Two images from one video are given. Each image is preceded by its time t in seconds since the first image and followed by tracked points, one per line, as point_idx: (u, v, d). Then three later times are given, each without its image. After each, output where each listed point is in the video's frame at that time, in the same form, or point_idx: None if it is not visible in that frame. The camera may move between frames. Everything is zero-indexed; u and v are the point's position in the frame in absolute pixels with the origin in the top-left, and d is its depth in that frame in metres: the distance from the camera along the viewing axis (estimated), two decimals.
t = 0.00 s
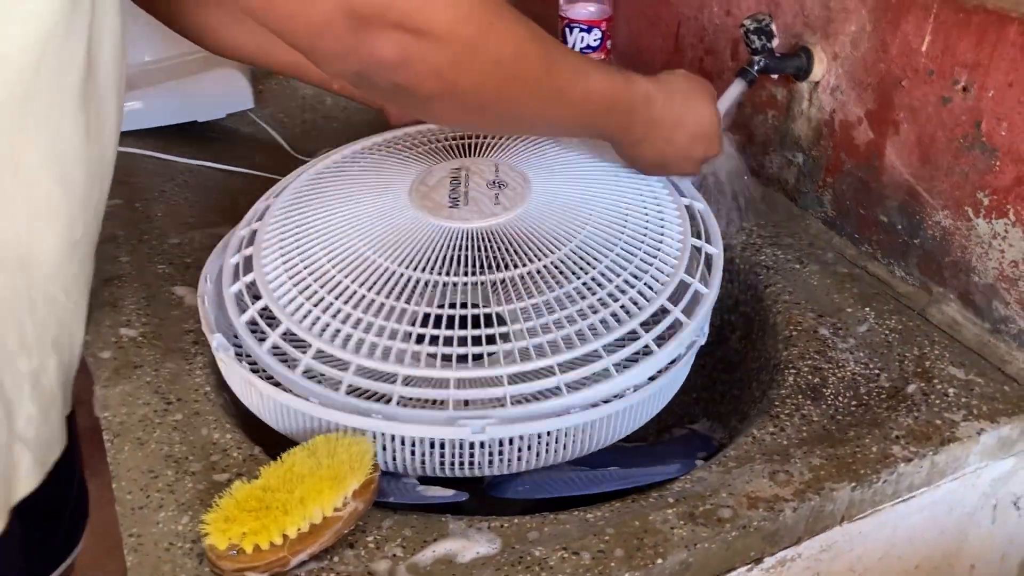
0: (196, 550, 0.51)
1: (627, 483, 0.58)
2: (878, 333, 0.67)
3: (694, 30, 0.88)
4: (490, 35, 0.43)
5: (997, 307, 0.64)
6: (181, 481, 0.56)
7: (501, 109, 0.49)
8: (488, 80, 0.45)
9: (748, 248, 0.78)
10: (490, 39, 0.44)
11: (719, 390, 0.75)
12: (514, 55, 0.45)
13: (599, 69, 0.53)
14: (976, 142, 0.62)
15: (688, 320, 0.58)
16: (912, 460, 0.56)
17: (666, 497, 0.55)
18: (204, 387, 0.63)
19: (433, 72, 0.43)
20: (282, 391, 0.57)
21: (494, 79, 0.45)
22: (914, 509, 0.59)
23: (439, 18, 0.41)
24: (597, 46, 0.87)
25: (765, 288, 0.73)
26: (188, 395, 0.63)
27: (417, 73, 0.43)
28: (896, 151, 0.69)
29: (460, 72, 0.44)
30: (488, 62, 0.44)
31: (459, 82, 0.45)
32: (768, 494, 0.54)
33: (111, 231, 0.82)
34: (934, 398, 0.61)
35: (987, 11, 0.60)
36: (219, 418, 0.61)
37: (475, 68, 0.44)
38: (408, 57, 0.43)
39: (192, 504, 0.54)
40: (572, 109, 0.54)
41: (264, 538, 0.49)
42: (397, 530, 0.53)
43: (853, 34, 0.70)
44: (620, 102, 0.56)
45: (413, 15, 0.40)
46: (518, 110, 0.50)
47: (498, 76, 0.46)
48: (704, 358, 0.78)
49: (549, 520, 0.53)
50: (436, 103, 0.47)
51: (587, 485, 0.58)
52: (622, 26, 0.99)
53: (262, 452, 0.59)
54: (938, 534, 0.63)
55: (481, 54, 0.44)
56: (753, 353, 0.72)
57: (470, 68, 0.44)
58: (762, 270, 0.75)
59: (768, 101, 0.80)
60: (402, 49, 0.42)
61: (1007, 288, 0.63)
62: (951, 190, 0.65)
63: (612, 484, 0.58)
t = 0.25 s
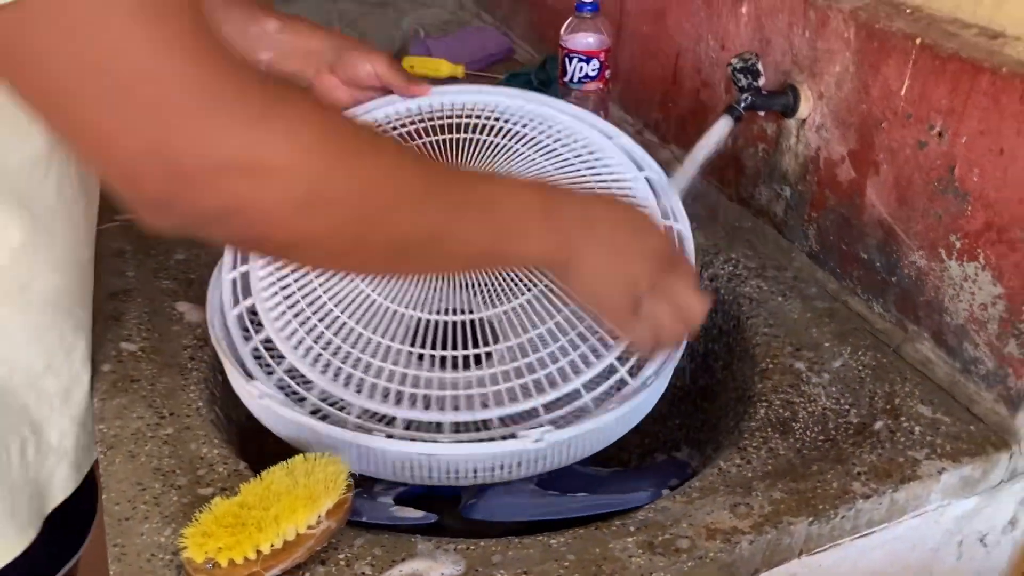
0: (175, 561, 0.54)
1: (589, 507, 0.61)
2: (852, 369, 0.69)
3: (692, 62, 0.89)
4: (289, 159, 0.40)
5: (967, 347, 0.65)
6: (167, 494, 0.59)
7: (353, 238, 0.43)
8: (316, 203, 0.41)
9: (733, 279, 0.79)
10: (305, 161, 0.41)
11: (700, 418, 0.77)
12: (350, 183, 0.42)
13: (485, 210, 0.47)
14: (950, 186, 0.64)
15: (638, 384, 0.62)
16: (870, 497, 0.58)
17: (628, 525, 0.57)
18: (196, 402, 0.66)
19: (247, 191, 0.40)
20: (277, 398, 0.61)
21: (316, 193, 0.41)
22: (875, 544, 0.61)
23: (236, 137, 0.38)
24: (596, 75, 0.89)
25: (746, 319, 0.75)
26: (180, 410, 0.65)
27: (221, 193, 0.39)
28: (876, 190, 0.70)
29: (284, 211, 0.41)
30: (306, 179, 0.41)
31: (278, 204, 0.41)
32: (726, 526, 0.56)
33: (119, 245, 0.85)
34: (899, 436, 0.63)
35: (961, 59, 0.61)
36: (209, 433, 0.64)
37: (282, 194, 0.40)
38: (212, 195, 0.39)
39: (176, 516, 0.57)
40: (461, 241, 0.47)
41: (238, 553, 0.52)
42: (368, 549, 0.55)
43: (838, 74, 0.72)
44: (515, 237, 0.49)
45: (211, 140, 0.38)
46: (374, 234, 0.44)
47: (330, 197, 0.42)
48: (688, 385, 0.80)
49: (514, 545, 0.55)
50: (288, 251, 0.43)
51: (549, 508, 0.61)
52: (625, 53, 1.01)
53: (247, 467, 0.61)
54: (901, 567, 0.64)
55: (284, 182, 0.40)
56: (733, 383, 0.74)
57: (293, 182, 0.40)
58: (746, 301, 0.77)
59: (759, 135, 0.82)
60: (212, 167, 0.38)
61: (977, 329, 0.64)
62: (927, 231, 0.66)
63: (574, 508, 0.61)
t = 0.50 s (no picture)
0: (135, 566, 0.55)
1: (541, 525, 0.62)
2: (817, 395, 0.69)
3: (678, 83, 0.90)
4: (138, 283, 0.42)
5: (929, 377, 0.66)
6: (134, 499, 0.60)
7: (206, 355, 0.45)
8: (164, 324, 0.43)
9: (707, 301, 0.80)
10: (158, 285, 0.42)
11: (670, 437, 0.77)
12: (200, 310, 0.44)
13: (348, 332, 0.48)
14: (914, 218, 0.64)
15: (639, 351, 0.64)
16: (821, 524, 0.59)
17: (579, 545, 0.58)
18: (170, 409, 0.68)
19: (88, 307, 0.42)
20: (271, 415, 0.62)
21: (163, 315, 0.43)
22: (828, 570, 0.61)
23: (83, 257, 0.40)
24: (582, 95, 0.91)
25: (717, 341, 0.76)
26: (154, 416, 0.67)
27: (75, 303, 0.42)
28: (847, 218, 0.71)
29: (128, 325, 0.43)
30: (157, 295, 0.43)
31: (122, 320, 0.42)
32: (676, 548, 0.57)
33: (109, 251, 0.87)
34: (856, 464, 0.63)
35: (927, 93, 0.61)
36: (180, 441, 0.65)
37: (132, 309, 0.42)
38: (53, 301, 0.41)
39: (140, 522, 0.58)
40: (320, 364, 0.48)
41: (196, 558, 0.53)
42: (323, 560, 0.57)
43: (812, 102, 0.72)
44: (379, 357, 0.49)
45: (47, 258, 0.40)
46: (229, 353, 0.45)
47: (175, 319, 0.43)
48: (661, 405, 0.81)
49: (466, 560, 0.57)
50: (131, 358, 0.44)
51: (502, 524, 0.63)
52: (617, 71, 1.02)
53: (214, 475, 0.63)
54: None
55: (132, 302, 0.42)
56: (701, 404, 0.74)
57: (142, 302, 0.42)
58: (719, 323, 0.77)
59: (739, 159, 0.83)
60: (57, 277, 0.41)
61: (938, 360, 0.65)
62: (893, 261, 0.67)
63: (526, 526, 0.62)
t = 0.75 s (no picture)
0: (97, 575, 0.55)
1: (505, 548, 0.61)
2: (799, 423, 0.68)
3: (676, 101, 0.89)
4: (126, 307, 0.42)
5: (913, 409, 0.65)
6: (103, 507, 0.60)
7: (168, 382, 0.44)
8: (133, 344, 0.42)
9: (695, 322, 0.79)
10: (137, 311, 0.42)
11: (653, 460, 0.77)
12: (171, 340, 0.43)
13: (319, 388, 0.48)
14: (901, 247, 0.63)
15: (625, 366, 0.63)
16: (792, 557, 0.58)
17: (544, 570, 0.57)
18: (148, 417, 0.68)
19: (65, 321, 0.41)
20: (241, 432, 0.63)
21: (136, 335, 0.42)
22: None
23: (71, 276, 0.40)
24: (579, 110, 0.92)
25: (703, 363, 0.75)
26: (131, 423, 0.67)
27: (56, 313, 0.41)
28: (836, 244, 0.70)
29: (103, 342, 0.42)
30: (142, 332, 0.42)
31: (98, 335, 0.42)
32: None
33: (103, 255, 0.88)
34: (833, 496, 0.62)
35: (914, 121, 0.60)
36: (154, 448, 0.65)
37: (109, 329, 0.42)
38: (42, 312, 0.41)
39: (107, 530, 0.59)
40: (272, 415, 0.47)
41: (156, 570, 0.53)
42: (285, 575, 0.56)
43: (804, 125, 0.71)
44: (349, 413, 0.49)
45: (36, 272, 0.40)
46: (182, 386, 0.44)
47: (151, 343, 0.43)
48: (647, 426, 0.80)
49: None
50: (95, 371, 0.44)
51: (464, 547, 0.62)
52: (619, 86, 1.01)
53: (185, 485, 0.63)
54: None
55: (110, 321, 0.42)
56: (684, 428, 0.73)
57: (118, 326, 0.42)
58: (705, 346, 0.77)
59: (733, 180, 0.82)
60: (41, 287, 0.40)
61: (921, 393, 0.64)
62: (879, 289, 0.66)
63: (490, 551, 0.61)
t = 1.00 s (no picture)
0: (95, 566, 0.55)
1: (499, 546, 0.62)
2: (809, 434, 0.67)
3: (696, 106, 0.89)
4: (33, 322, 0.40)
5: (926, 423, 0.63)
6: (104, 498, 0.60)
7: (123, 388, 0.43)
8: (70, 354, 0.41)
9: (709, 329, 0.78)
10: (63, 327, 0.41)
11: (662, 467, 0.76)
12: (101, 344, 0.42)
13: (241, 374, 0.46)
14: (917, 256, 0.62)
15: (591, 291, 0.59)
16: (796, 571, 0.56)
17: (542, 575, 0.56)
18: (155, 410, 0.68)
19: None
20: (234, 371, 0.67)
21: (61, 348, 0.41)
22: None
23: None
24: (597, 113, 0.91)
25: (714, 371, 0.74)
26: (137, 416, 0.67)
27: None
28: (851, 253, 0.69)
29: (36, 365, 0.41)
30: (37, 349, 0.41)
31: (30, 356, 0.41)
32: None
33: (120, 249, 0.89)
34: (841, 509, 0.61)
35: (933, 128, 0.59)
36: (159, 441, 0.65)
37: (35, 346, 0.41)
38: None
39: (107, 521, 0.59)
40: (235, 405, 0.47)
41: (155, 558, 0.53)
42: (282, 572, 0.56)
43: (822, 131, 0.70)
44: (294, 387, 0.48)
45: None
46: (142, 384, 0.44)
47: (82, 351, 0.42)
48: (657, 433, 0.80)
49: None
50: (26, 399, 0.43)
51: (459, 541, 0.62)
52: (640, 90, 1.00)
53: (187, 479, 0.63)
54: None
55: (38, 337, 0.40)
56: (694, 436, 0.72)
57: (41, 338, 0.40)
58: (717, 352, 0.75)
59: (750, 186, 0.81)
60: None
61: (935, 406, 0.62)
62: (894, 300, 0.65)
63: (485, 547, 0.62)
